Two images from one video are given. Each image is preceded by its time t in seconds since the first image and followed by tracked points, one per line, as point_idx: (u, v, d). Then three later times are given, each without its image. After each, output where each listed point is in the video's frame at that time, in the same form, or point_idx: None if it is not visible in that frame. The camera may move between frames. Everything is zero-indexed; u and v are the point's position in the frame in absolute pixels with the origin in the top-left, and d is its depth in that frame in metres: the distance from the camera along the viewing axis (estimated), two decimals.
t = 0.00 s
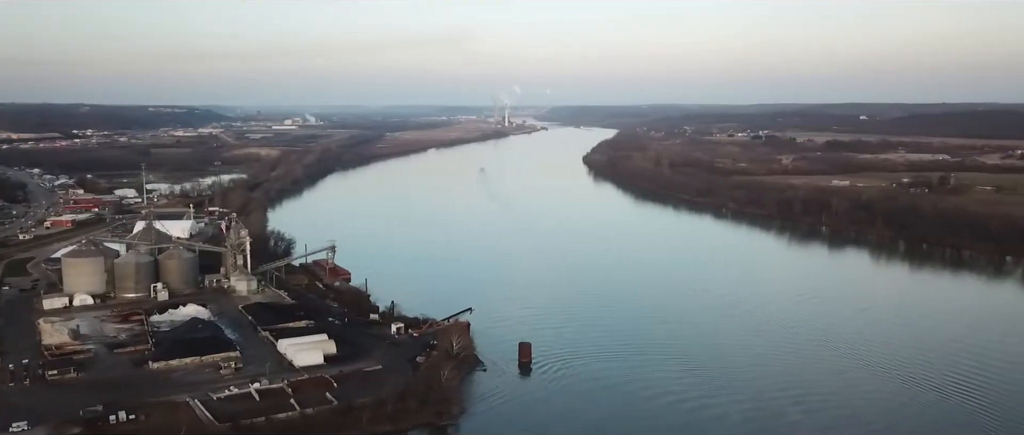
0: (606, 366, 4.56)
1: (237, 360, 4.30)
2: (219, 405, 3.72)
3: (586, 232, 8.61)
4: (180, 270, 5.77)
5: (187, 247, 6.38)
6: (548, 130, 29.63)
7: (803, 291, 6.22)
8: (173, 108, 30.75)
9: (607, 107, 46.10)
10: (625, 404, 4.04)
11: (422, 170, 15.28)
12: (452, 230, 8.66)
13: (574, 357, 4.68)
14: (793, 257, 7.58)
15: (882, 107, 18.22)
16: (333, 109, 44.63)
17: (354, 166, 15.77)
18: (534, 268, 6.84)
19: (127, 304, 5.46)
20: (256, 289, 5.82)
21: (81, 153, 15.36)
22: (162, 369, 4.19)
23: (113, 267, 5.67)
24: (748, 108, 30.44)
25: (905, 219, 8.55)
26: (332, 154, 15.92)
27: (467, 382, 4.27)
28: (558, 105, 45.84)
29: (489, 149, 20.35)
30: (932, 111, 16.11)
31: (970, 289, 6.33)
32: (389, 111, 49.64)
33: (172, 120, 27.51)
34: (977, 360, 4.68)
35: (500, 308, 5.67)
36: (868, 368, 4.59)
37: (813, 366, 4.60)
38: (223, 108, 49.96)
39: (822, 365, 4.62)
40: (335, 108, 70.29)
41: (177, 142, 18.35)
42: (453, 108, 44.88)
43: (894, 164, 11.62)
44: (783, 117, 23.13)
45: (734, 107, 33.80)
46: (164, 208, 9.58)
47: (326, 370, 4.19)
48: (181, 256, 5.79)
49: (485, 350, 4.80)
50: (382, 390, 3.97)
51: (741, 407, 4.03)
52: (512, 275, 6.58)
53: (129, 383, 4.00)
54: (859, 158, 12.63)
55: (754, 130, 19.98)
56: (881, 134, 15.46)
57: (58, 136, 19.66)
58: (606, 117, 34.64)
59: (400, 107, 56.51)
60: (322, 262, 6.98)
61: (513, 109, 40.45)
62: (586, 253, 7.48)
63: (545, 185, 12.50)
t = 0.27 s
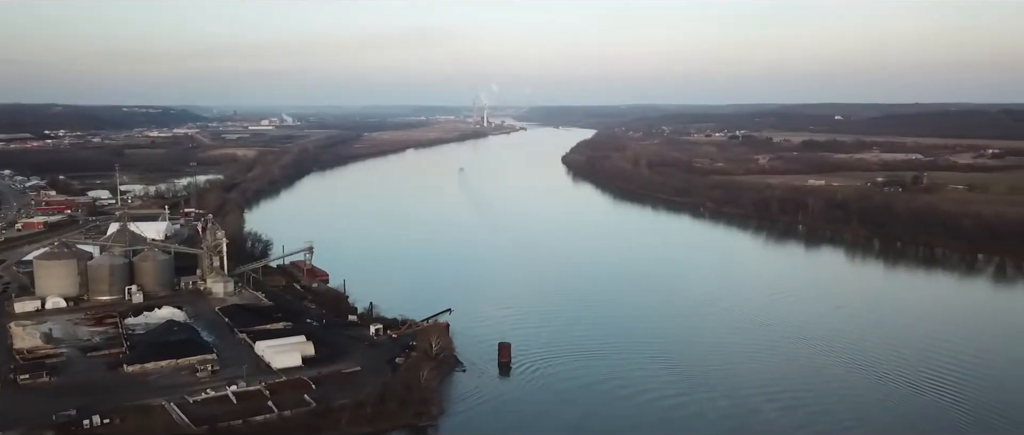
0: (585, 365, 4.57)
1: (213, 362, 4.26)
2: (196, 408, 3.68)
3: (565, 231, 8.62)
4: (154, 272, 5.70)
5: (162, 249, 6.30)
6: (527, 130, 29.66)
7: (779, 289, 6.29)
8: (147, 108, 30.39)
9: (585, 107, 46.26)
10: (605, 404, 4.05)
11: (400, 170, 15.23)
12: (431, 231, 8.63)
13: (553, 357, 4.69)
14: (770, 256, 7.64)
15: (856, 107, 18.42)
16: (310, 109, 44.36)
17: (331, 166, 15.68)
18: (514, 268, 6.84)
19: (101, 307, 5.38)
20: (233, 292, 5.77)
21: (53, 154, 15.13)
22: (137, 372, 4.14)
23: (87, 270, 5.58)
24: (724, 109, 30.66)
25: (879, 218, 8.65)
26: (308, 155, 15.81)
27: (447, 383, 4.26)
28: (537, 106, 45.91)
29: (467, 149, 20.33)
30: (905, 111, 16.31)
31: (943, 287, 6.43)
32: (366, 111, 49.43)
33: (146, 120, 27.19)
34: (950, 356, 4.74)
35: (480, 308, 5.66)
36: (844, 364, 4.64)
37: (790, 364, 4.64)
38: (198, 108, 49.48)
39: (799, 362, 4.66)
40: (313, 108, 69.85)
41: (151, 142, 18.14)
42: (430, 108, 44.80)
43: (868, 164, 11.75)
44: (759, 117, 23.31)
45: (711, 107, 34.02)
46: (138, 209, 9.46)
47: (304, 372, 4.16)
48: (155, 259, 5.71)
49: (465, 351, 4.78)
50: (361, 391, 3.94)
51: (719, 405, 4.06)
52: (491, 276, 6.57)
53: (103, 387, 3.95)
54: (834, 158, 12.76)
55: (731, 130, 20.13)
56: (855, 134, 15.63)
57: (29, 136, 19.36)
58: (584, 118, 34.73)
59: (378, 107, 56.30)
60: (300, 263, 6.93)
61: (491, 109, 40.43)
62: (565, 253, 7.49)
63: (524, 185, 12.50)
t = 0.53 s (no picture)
0: (564, 365, 4.57)
1: (188, 366, 4.21)
2: (171, 412, 3.63)
3: (543, 231, 8.63)
4: (128, 274, 5.63)
5: (136, 251, 6.22)
6: (505, 130, 29.68)
7: (754, 287, 6.34)
8: (120, 109, 29.99)
9: (564, 107, 46.38)
10: (583, 404, 4.05)
11: (378, 170, 15.17)
12: (409, 231, 8.60)
13: (532, 357, 4.69)
14: (747, 254, 7.70)
15: (830, 107, 18.63)
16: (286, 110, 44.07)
17: (308, 167, 15.58)
18: (492, 268, 6.83)
19: (73, 310, 5.30)
20: (208, 294, 5.71)
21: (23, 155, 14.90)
22: (110, 376, 4.08)
23: (58, 272, 5.50)
24: (700, 109, 30.86)
25: (853, 217, 8.75)
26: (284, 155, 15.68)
27: (425, 384, 4.24)
28: (516, 106, 45.94)
29: (445, 149, 20.30)
30: (878, 111, 16.51)
31: (915, 284, 6.52)
32: (343, 111, 49.20)
33: (118, 120, 26.85)
34: (922, 353, 4.80)
35: (458, 309, 5.64)
36: (819, 362, 4.68)
37: (766, 361, 4.68)
38: (173, 109, 48.95)
39: (775, 360, 4.70)
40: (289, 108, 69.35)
41: (125, 143, 17.92)
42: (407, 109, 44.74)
43: (842, 163, 11.89)
44: (735, 117, 23.49)
45: (687, 107, 34.22)
46: (111, 211, 9.33)
47: (281, 374, 4.12)
48: (129, 261, 5.64)
49: (443, 352, 4.77)
50: (338, 393, 3.92)
51: (696, 403, 4.09)
52: (469, 276, 6.56)
53: (75, 391, 3.89)
54: (809, 158, 12.89)
55: (707, 130, 20.27)
56: (829, 134, 15.80)
57: None
58: (562, 118, 34.80)
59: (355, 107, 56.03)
60: (276, 264, 6.87)
61: (468, 109, 40.38)
62: (543, 253, 7.49)
63: (502, 185, 12.51)
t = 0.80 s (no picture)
0: (542, 364, 4.58)
1: (162, 369, 4.15)
2: (144, 416, 3.58)
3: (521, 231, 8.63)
4: (100, 277, 5.54)
5: (108, 253, 6.13)
6: (482, 130, 29.65)
7: (729, 286, 6.39)
8: (92, 109, 29.55)
9: (542, 107, 46.41)
10: (561, 403, 4.06)
11: (354, 171, 15.09)
12: (386, 232, 8.56)
13: (509, 357, 4.68)
14: (723, 254, 7.75)
15: (804, 108, 18.82)
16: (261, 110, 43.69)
17: (284, 167, 15.46)
18: (470, 268, 6.81)
19: (44, 314, 5.21)
20: (182, 296, 5.64)
21: None
22: (82, 380, 4.02)
23: (28, 275, 5.40)
24: (676, 109, 31.03)
25: (826, 216, 8.84)
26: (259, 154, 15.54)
27: (403, 386, 4.22)
28: (494, 106, 45.91)
29: (422, 149, 20.24)
30: (851, 111, 16.69)
31: (887, 282, 6.60)
32: (318, 111, 48.86)
33: (90, 121, 26.46)
34: (896, 350, 4.86)
35: (435, 309, 5.62)
36: (794, 359, 4.72)
37: (742, 359, 4.71)
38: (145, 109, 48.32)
39: (750, 358, 4.74)
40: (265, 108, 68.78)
41: (96, 143, 17.66)
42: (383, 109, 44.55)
43: (816, 163, 12.00)
44: (710, 117, 23.65)
45: (664, 107, 34.39)
46: (82, 213, 9.19)
47: (256, 377, 4.08)
48: (101, 263, 5.56)
49: (421, 353, 4.75)
50: (315, 395, 3.88)
51: (672, 401, 4.11)
52: (447, 276, 6.54)
53: (45, 396, 3.82)
54: (783, 157, 13.01)
55: (683, 130, 20.40)
56: (803, 134, 15.95)
57: None
58: (539, 118, 34.83)
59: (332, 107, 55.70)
60: (251, 266, 6.80)
61: (445, 109, 40.28)
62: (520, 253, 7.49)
63: (479, 185, 12.49)
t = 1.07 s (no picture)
0: (518, 365, 4.57)
1: (133, 373, 4.09)
2: (115, 420, 3.53)
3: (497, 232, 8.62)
4: (69, 280, 5.45)
5: (77, 256, 6.03)
6: (457, 130, 29.59)
7: (704, 285, 6.43)
8: (60, 109, 29.06)
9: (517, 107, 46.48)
10: (538, 403, 4.05)
11: (329, 171, 14.99)
12: (361, 232, 8.51)
13: (486, 358, 4.67)
14: (698, 253, 7.80)
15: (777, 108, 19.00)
16: (233, 110, 43.26)
17: (257, 168, 15.31)
18: (446, 269, 6.79)
19: (11, 318, 5.11)
20: (154, 299, 5.56)
21: None
22: (50, 385, 3.94)
23: None
24: (651, 109, 31.19)
25: (799, 215, 8.94)
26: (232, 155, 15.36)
27: (379, 387, 4.19)
28: (469, 106, 45.81)
29: (397, 149, 20.16)
30: (822, 111, 16.89)
31: (859, 280, 6.69)
32: (292, 111, 48.47)
33: (57, 121, 26.02)
34: (870, 347, 4.92)
35: (411, 310, 5.60)
36: (769, 357, 4.76)
37: (717, 357, 4.75)
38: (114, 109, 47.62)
39: (726, 356, 4.77)
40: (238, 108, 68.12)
41: (64, 144, 17.37)
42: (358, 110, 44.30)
43: (788, 163, 12.13)
44: (684, 118, 23.81)
45: (638, 108, 34.55)
46: (50, 215, 9.03)
47: (230, 380, 4.04)
48: (70, 266, 5.46)
49: (397, 354, 4.73)
50: (290, 398, 3.84)
51: (648, 399, 4.13)
52: (423, 277, 6.51)
53: (13, 401, 3.74)
54: (756, 157, 13.13)
55: (658, 130, 20.52)
56: (775, 134, 16.12)
57: None
58: (514, 119, 34.85)
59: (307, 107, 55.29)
60: (224, 268, 6.72)
61: (420, 109, 40.13)
62: (497, 253, 7.48)
63: (455, 186, 12.46)
